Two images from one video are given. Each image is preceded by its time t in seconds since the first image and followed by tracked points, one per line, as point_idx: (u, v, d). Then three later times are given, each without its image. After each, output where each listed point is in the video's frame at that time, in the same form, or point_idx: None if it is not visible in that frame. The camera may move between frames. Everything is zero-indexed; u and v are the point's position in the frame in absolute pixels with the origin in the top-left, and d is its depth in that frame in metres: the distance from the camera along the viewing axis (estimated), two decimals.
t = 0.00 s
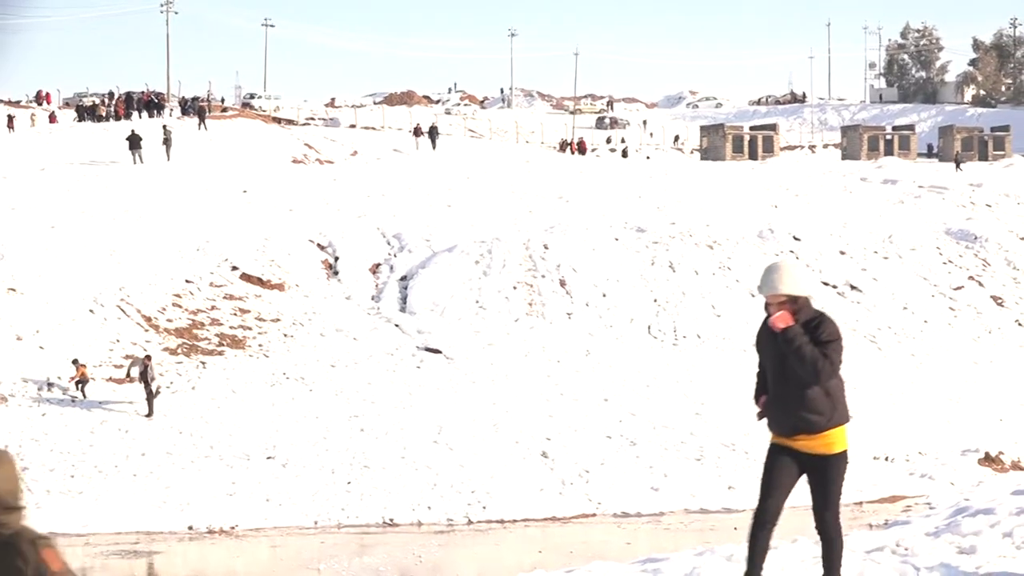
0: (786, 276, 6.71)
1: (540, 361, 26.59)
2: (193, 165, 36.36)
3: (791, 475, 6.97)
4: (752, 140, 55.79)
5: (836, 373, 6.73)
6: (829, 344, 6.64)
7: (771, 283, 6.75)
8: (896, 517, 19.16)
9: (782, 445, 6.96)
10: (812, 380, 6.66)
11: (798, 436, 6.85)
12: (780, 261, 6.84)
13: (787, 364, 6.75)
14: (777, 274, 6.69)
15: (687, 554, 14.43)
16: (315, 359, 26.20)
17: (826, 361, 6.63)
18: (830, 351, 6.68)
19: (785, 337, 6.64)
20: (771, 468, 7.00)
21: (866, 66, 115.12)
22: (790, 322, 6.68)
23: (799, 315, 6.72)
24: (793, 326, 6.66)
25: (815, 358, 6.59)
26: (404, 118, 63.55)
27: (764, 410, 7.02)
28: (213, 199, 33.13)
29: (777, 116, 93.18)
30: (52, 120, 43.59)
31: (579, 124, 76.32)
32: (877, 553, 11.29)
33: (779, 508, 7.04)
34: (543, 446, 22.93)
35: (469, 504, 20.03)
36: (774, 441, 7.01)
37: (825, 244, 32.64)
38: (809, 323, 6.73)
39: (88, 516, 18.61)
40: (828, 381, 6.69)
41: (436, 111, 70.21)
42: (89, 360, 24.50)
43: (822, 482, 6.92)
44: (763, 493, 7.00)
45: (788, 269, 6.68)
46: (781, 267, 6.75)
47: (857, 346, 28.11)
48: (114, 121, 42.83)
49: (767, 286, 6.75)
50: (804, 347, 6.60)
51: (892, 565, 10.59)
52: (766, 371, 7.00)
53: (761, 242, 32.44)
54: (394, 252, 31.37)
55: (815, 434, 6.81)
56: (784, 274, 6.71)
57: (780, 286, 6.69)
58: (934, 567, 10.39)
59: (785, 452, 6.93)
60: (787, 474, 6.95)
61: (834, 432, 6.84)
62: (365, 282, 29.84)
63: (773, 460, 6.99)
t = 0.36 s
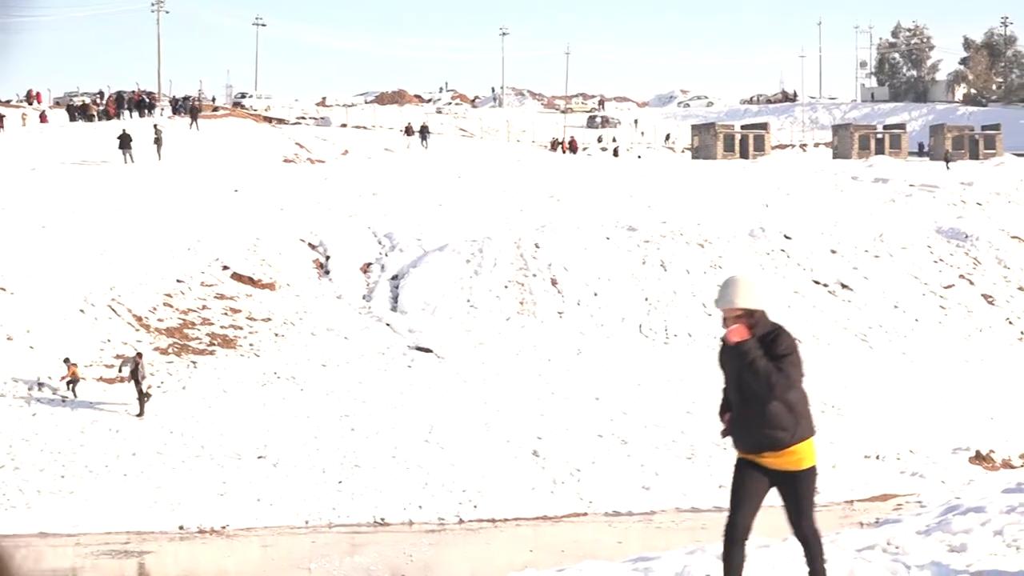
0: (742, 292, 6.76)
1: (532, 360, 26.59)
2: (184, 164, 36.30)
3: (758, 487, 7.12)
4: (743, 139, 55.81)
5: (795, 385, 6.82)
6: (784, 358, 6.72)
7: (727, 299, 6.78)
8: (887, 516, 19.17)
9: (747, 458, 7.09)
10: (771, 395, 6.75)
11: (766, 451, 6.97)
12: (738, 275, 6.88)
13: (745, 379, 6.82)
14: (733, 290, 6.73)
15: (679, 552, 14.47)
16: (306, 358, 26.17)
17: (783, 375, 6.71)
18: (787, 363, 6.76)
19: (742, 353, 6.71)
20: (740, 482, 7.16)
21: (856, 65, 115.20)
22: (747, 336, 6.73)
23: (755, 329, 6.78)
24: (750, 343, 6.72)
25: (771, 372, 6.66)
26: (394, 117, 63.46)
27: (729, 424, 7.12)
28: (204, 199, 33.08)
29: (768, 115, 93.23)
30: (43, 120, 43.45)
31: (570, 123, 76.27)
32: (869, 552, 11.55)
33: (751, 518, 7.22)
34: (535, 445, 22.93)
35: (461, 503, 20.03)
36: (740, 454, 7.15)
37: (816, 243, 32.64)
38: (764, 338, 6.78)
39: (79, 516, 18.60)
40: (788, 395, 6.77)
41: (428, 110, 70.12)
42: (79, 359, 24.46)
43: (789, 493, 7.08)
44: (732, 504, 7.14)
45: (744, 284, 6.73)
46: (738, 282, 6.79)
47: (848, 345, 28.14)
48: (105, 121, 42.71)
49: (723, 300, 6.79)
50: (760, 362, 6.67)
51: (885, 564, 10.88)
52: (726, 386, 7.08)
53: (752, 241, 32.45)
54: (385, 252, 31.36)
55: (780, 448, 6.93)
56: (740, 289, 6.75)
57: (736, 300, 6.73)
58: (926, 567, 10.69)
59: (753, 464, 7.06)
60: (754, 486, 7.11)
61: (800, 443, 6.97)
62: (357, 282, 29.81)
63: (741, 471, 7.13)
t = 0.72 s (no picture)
0: (682, 307, 6.50)
1: (514, 360, 26.59)
2: (166, 164, 36.22)
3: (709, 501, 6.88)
4: (725, 138, 55.89)
5: (744, 402, 6.55)
6: (729, 375, 6.46)
7: (667, 316, 6.53)
8: (869, 514, 19.20)
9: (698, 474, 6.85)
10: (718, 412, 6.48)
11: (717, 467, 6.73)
12: (677, 290, 6.61)
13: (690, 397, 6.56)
14: (674, 306, 6.48)
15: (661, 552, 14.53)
16: (288, 359, 26.15)
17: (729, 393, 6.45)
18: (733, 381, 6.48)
19: (685, 371, 6.43)
20: (693, 497, 6.93)
21: (839, 64, 115.47)
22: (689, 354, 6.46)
23: (698, 345, 6.51)
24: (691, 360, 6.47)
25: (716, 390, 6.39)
26: (376, 117, 63.41)
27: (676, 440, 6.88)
28: (185, 199, 33.02)
29: (750, 114, 93.54)
30: (24, 120, 43.24)
31: (551, 122, 76.26)
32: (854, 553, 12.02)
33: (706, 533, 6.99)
34: (517, 444, 22.93)
35: (443, 503, 20.04)
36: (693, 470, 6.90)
37: (798, 242, 32.67)
38: (707, 353, 6.51)
39: (60, 517, 18.55)
40: (736, 411, 6.51)
41: (409, 109, 70.05)
42: (60, 360, 24.38)
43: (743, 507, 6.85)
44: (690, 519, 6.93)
45: (683, 299, 6.46)
46: (678, 297, 6.52)
47: (829, 343, 28.19)
48: (85, 121, 42.56)
49: (663, 317, 6.54)
50: (705, 380, 6.40)
51: (868, 562, 11.38)
52: (672, 404, 6.80)
53: (733, 240, 32.48)
54: (368, 252, 31.34)
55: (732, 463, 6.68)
56: (681, 304, 6.49)
57: (677, 317, 6.47)
58: (907, 566, 11.16)
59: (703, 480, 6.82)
60: (706, 501, 6.86)
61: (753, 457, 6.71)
62: (338, 282, 29.76)
63: (692, 486, 6.89)
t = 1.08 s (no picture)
0: (647, 296, 6.15)
1: (499, 359, 26.59)
2: (150, 165, 36.19)
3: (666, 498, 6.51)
4: (710, 138, 55.98)
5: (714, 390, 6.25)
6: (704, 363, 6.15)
7: (631, 305, 6.16)
8: (854, 513, 19.20)
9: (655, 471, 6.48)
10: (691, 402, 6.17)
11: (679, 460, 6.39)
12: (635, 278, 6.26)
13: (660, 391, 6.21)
14: (641, 293, 6.13)
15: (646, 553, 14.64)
16: (273, 359, 26.13)
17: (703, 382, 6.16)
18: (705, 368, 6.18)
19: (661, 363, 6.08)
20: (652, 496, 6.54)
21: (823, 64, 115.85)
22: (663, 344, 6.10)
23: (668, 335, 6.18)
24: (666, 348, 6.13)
25: (696, 377, 6.07)
26: (360, 117, 63.41)
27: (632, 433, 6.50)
28: (170, 199, 32.99)
29: (734, 114, 93.81)
30: (8, 120, 43.16)
31: (536, 122, 76.39)
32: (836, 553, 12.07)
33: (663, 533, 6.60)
34: (502, 444, 22.93)
35: (428, 503, 20.04)
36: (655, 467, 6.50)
37: (782, 241, 32.71)
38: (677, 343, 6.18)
39: (44, 518, 18.53)
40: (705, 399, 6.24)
41: (394, 109, 70.05)
42: (44, 361, 24.32)
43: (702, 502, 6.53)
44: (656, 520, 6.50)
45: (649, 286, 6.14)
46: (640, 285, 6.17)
47: (814, 343, 28.22)
48: (69, 121, 42.49)
49: (627, 306, 6.15)
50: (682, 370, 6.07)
51: (850, 560, 11.46)
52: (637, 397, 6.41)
53: (718, 240, 32.50)
54: (352, 252, 31.32)
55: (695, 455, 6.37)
56: (645, 292, 6.16)
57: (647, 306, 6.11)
58: (891, 564, 11.26)
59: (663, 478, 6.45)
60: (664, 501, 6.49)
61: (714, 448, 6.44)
62: (323, 282, 29.74)
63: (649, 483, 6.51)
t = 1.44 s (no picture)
0: (610, 280, 5.98)
1: (485, 359, 26.58)
2: (135, 165, 36.14)
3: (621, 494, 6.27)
4: (696, 138, 56.01)
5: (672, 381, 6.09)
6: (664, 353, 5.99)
7: (593, 290, 5.98)
8: (840, 513, 19.21)
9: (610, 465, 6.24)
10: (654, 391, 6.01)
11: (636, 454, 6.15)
12: (596, 262, 6.09)
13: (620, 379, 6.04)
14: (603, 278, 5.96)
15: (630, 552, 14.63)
16: (259, 359, 26.10)
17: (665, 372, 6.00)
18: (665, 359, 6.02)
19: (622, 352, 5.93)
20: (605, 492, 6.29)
21: (809, 63, 116.01)
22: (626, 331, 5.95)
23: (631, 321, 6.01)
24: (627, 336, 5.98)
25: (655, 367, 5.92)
26: (346, 117, 63.38)
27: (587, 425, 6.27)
28: (155, 199, 32.96)
29: (720, 113, 93.96)
30: None
31: (522, 121, 76.38)
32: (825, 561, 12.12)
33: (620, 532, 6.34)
34: (488, 444, 22.93)
35: (415, 503, 20.05)
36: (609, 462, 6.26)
37: (768, 241, 32.74)
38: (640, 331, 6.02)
39: (30, 519, 18.49)
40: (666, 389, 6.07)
41: (380, 109, 70.01)
42: (29, 361, 24.26)
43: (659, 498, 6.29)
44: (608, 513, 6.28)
45: (611, 272, 5.98)
46: (602, 270, 6.00)
47: (800, 342, 28.25)
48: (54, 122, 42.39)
49: (587, 291, 5.98)
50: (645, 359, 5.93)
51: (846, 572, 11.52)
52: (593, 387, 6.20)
53: (704, 239, 32.53)
54: (338, 252, 31.29)
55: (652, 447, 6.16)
56: (607, 277, 5.98)
57: (608, 292, 5.94)
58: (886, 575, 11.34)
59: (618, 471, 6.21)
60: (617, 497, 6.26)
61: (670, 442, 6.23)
62: (309, 282, 29.71)
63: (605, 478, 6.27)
